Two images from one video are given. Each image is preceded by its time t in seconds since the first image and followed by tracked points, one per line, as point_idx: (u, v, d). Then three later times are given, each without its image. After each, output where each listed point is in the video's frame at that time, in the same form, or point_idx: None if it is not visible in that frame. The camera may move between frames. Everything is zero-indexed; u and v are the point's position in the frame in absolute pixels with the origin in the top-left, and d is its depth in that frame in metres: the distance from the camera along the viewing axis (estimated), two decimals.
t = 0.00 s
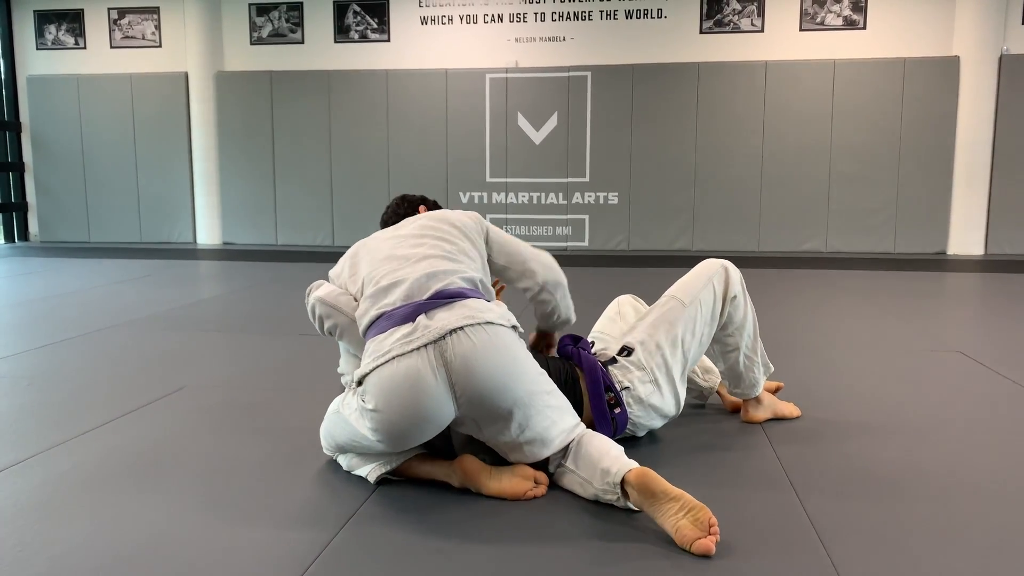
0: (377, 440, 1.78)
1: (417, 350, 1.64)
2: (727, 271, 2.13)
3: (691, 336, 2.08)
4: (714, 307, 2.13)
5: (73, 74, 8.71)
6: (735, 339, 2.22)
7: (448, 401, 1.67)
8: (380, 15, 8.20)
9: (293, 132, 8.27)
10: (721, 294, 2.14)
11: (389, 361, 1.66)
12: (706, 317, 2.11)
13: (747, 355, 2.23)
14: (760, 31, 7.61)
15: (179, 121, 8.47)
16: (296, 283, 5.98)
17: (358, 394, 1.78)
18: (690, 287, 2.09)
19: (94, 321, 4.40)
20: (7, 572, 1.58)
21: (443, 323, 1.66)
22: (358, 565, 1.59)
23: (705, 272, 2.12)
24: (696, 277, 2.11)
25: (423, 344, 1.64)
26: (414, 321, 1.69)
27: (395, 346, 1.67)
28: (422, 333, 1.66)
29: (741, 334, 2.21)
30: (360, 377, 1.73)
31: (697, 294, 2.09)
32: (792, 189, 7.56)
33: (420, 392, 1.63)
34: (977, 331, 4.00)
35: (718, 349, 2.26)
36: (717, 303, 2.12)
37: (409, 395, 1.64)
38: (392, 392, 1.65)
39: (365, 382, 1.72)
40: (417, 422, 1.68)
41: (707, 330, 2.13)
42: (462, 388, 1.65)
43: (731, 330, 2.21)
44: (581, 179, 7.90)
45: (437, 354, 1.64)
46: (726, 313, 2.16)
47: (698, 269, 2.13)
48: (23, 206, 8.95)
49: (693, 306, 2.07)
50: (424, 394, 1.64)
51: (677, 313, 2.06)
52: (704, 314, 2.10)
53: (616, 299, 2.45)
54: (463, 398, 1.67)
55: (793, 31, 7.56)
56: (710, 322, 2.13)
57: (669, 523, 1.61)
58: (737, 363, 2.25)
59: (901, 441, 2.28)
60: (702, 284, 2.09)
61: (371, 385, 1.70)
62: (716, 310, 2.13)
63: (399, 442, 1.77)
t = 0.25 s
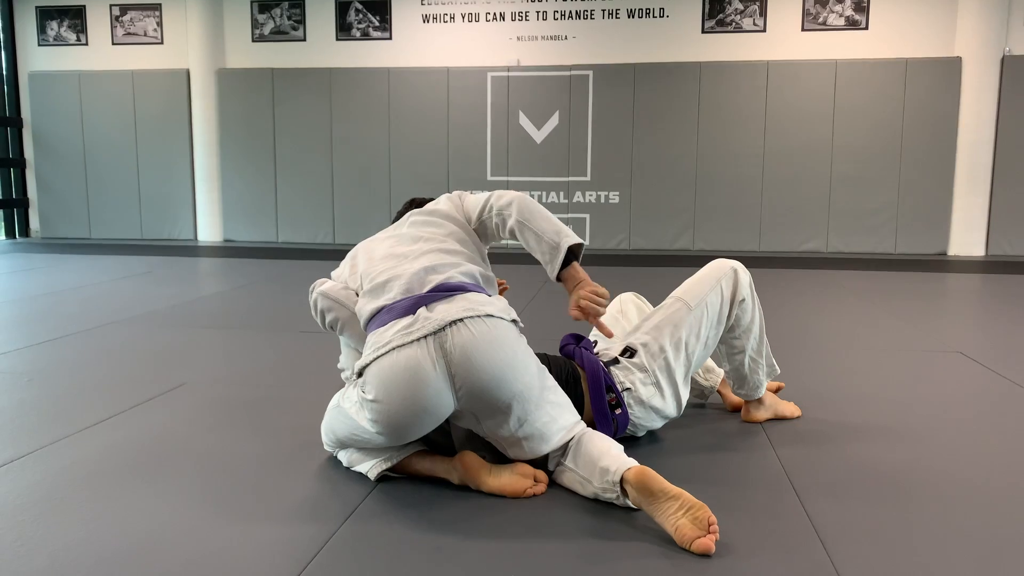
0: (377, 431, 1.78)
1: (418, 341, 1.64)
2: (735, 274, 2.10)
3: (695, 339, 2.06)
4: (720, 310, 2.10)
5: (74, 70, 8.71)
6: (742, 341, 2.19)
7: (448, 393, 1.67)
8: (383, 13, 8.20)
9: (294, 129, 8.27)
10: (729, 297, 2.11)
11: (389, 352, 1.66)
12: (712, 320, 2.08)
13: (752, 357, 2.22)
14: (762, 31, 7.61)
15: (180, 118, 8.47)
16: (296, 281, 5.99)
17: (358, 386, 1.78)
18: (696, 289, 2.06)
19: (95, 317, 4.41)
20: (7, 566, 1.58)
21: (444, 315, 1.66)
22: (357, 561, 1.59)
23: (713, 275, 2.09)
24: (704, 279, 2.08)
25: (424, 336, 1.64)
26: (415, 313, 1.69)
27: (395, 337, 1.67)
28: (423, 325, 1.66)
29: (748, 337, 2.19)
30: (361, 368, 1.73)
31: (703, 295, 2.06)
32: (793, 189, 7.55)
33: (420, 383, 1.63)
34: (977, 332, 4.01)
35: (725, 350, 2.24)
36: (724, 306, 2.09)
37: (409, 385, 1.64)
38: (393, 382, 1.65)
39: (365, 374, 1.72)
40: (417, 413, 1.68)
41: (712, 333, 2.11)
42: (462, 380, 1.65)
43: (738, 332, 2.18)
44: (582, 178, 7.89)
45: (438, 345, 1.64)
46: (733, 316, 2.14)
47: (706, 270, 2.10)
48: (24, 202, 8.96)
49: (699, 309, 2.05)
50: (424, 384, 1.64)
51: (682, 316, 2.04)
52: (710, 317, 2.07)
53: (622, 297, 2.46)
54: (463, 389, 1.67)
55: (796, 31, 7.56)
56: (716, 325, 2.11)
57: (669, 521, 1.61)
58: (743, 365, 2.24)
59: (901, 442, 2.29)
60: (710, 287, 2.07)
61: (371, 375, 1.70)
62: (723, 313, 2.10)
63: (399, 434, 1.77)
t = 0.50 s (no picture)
0: (375, 430, 1.78)
1: (416, 342, 1.64)
2: (735, 273, 2.10)
3: (695, 337, 2.06)
4: (720, 309, 2.10)
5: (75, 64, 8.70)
6: (741, 339, 2.18)
7: (445, 393, 1.67)
8: (384, 10, 8.19)
9: (295, 125, 8.26)
10: (729, 295, 2.11)
11: (387, 352, 1.66)
12: (711, 319, 2.08)
13: (751, 355, 2.22)
14: (764, 31, 7.60)
15: (181, 113, 8.46)
16: (296, 277, 5.98)
17: (356, 385, 1.78)
18: (696, 287, 2.06)
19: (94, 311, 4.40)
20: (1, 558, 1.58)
21: (442, 316, 1.66)
22: (353, 556, 1.59)
23: (713, 273, 2.09)
24: (704, 277, 2.07)
25: (422, 336, 1.64)
26: (413, 313, 1.68)
27: (393, 337, 1.67)
28: (421, 325, 1.65)
29: (747, 335, 2.18)
30: (358, 366, 1.72)
31: (703, 294, 2.06)
32: (793, 189, 7.55)
33: (418, 384, 1.63)
34: (976, 333, 4.00)
35: (724, 349, 2.23)
36: (723, 304, 2.09)
37: (407, 385, 1.64)
38: (390, 382, 1.65)
39: (363, 373, 1.71)
40: (415, 412, 1.68)
41: (712, 331, 2.11)
42: (460, 380, 1.65)
43: (737, 330, 2.17)
44: (582, 177, 7.88)
45: (436, 346, 1.63)
46: (732, 314, 2.13)
47: (706, 268, 2.09)
48: (23, 195, 8.94)
49: (699, 307, 2.05)
50: (422, 385, 1.64)
51: (682, 314, 2.04)
52: (709, 315, 2.07)
53: (621, 294, 2.45)
54: (461, 390, 1.66)
55: (798, 31, 7.55)
56: (715, 323, 2.10)
57: (665, 519, 1.61)
58: (742, 364, 2.23)
59: (900, 442, 2.28)
60: (709, 285, 2.07)
61: (369, 374, 1.69)
62: (722, 311, 2.10)
63: (396, 433, 1.77)
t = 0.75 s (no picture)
0: (371, 425, 1.78)
1: (413, 338, 1.63)
2: (733, 268, 2.10)
3: (693, 333, 2.06)
4: (717, 305, 2.10)
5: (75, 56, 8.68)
6: (739, 336, 2.18)
7: (442, 390, 1.66)
8: (385, 6, 8.18)
9: (294, 120, 8.25)
10: (727, 291, 2.11)
11: (384, 347, 1.65)
12: (709, 314, 2.08)
13: (749, 352, 2.22)
14: (765, 32, 7.60)
15: (180, 107, 8.44)
16: (293, 271, 5.97)
17: (353, 379, 1.78)
18: (694, 283, 2.06)
19: (91, 304, 4.39)
20: None
21: (440, 311, 1.65)
22: (349, 548, 1.58)
23: (711, 268, 2.08)
24: (702, 272, 2.07)
25: (419, 331, 1.63)
26: (411, 308, 1.68)
27: (391, 332, 1.66)
28: (418, 320, 1.64)
29: (745, 331, 2.18)
30: (355, 361, 1.72)
31: (701, 289, 2.06)
32: (792, 190, 7.56)
33: (415, 380, 1.63)
34: (974, 335, 4.01)
35: (722, 345, 2.23)
36: (721, 299, 2.09)
37: (403, 381, 1.63)
38: (387, 378, 1.64)
39: (360, 367, 1.71)
40: (411, 408, 1.67)
41: (709, 327, 2.11)
42: (457, 377, 1.64)
43: (735, 326, 2.17)
44: (582, 176, 7.88)
45: (433, 342, 1.63)
46: (730, 310, 2.13)
47: (704, 264, 2.09)
48: (21, 187, 8.92)
49: (697, 303, 2.05)
50: (419, 381, 1.63)
51: (680, 309, 2.04)
52: (707, 311, 2.07)
53: (620, 290, 2.44)
54: (458, 386, 1.66)
55: (798, 33, 7.56)
56: (713, 319, 2.10)
57: (662, 514, 1.61)
58: (740, 360, 2.23)
59: (897, 442, 2.28)
60: (708, 280, 2.06)
61: (366, 369, 1.69)
62: (720, 307, 2.10)
63: (392, 429, 1.76)
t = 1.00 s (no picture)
0: (370, 418, 1.77)
1: (413, 330, 1.62)
2: (733, 265, 2.09)
3: (693, 329, 2.05)
4: (718, 301, 2.09)
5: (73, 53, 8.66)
6: (739, 332, 2.18)
7: (441, 382, 1.66)
8: (385, 5, 8.18)
9: (293, 118, 8.23)
10: (728, 287, 2.10)
11: (383, 339, 1.64)
12: (710, 311, 2.07)
13: (749, 349, 2.21)
14: (764, 34, 7.61)
15: (178, 104, 8.43)
16: (291, 269, 5.96)
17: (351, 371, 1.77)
18: (695, 279, 2.05)
19: (87, 299, 4.37)
20: None
21: (441, 303, 1.64)
22: (349, 541, 1.57)
23: (712, 264, 2.08)
24: (702, 268, 2.07)
25: (418, 324, 1.62)
26: (410, 300, 1.67)
27: (390, 324, 1.65)
28: (418, 313, 1.64)
29: (745, 328, 2.17)
30: (354, 353, 1.71)
31: (701, 285, 2.05)
32: (791, 191, 7.56)
33: (415, 372, 1.62)
34: (972, 335, 4.01)
35: (722, 342, 2.23)
36: (721, 296, 2.08)
37: (402, 373, 1.62)
38: (386, 370, 1.63)
39: (359, 359, 1.70)
40: (411, 400, 1.67)
41: (710, 323, 2.10)
42: (457, 369, 1.64)
43: (735, 323, 2.17)
44: (580, 176, 7.89)
45: (433, 334, 1.62)
46: (731, 307, 2.13)
47: (704, 260, 2.08)
48: (18, 184, 8.89)
49: (697, 299, 2.04)
50: (418, 374, 1.62)
51: (680, 305, 2.03)
52: (708, 307, 2.06)
53: (620, 286, 2.44)
54: (458, 379, 1.65)
55: (798, 34, 7.57)
56: (714, 316, 2.10)
57: (661, 508, 1.61)
58: (739, 357, 2.23)
59: (897, 440, 2.28)
60: (708, 277, 2.05)
61: (364, 361, 1.68)
62: (721, 303, 2.09)
63: (392, 421, 1.76)
